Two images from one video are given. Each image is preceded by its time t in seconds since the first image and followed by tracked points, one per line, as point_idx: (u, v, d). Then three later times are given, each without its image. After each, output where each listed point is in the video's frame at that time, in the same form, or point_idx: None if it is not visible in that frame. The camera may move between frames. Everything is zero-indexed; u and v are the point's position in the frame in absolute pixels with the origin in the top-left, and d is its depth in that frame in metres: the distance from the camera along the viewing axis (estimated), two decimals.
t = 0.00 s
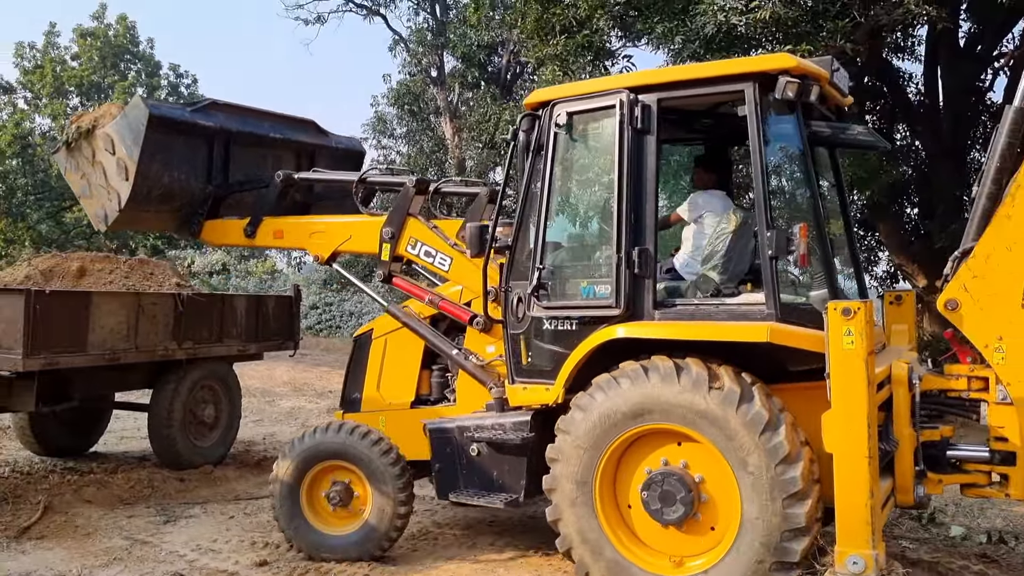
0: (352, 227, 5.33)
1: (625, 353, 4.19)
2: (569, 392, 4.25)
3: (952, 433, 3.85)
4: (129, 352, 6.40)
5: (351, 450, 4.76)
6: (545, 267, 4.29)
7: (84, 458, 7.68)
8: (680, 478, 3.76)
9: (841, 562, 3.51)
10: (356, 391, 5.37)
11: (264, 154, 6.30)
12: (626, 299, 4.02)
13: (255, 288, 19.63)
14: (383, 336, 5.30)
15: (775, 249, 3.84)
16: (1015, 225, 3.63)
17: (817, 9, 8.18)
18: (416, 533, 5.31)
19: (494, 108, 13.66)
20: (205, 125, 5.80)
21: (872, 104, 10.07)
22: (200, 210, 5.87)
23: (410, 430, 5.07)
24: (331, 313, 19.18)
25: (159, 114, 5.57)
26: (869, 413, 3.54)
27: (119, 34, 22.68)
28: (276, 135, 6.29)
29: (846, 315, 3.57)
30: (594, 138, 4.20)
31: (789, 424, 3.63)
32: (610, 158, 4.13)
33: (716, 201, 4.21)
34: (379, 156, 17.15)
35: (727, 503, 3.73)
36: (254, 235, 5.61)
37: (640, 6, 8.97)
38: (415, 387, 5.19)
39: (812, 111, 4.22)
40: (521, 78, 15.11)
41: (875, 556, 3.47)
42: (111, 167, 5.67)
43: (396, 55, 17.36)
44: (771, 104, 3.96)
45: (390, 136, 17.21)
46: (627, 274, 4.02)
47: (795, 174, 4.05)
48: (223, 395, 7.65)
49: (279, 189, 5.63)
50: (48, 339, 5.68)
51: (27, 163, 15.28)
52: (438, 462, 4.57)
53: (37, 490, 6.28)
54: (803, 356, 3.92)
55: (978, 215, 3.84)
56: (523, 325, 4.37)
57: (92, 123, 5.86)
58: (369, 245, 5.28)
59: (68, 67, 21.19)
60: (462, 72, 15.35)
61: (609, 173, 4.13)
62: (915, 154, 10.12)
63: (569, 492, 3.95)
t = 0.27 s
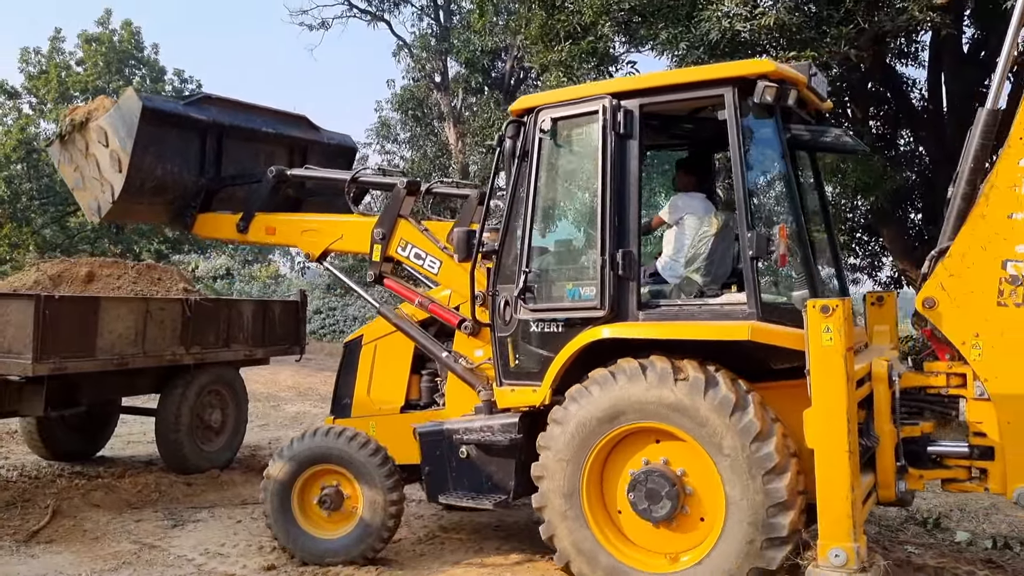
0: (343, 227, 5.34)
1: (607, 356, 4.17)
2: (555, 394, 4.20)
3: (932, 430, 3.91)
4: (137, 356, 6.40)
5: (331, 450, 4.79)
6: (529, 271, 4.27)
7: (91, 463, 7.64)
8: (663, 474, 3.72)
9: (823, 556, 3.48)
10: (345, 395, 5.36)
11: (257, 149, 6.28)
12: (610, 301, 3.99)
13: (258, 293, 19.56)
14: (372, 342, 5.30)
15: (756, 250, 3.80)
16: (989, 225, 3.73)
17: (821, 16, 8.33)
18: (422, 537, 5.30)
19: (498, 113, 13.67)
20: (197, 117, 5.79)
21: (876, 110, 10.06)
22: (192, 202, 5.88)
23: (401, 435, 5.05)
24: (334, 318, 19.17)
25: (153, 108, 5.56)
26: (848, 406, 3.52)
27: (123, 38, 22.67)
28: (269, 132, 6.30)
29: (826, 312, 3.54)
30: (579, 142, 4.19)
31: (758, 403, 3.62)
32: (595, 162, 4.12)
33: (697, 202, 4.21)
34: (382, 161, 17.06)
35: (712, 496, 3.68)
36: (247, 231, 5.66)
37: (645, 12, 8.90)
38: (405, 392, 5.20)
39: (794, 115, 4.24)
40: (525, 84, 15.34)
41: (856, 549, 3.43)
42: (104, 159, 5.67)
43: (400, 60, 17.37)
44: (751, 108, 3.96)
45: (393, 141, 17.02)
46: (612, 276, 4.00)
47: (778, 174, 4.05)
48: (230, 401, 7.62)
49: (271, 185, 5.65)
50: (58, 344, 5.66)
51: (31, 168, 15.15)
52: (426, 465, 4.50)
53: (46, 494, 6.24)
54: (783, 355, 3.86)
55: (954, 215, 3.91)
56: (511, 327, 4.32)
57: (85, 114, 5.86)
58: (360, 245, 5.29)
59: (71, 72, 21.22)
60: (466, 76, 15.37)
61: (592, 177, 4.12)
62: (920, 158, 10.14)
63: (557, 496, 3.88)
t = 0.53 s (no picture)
0: (332, 224, 5.47)
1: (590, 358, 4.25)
2: (541, 392, 4.28)
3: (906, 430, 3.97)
4: (140, 360, 6.49)
5: (296, 454, 4.92)
6: (517, 272, 4.36)
7: (92, 467, 7.74)
8: (644, 468, 3.74)
9: (804, 548, 3.42)
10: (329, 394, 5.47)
11: (241, 142, 6.42)
12: (597, 301, 4.06)
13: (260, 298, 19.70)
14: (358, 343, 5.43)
15: (738, 252, 3.86)
16: (961, 231, 3.80)
17: (822, 22, 8.62)
18: (424, 543, 5.38)
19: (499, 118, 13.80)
20: (182, 107, 5.92)
21: (876, 116, 10.18)
22: (178, 192, 6.00)
23: (386, 436, 5.15)
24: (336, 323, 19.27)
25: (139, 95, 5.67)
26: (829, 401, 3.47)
27: (126, 43, 22.79)
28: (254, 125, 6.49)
29: (806, 309, 3.50)
30: (567, 146, 4.28)
31: (724, 384, 3.68)
32: (582, 166, 4.21)
33: (680, 209, 4.35)
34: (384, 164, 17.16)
35: (696, 483, 3.69)
36: (234, 224, 5.77)
37: (646, 17, 9.11)
38: (389, 394, 5.30)
39: (776, 125, 4.34)
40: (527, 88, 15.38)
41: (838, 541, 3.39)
42: (90, 147, 5.75)
43: (401, 64, 17.49)
44: (732, 115, 4.05)
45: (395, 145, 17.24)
46: (598, 276, 4.07)
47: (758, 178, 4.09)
48: (232, 405, 7.76)
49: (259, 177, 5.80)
50: (62, 347, 5.76)
51: (34, 171, 15.33)
52: (410, 465, 4.60)
53: (49, 497, 6.32)
54: (766, 354, 3.85)
55: (928, 222, 4.00)
56: (497, 328, 4.41)
57: (71, 105, 5.96)
58: (348, 245, 5.42)
59: (75, 76, 21.44)
60: (468, 81, 15.40)
61: (581, 179, 4.22)
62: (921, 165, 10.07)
63: (541, 498, 3.91)
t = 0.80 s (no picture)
0: (316, 225, 5.57)
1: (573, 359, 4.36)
2: (525, 391, 4.38)
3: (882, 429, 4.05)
4: (140, 361, 6.57)
5: (263, 460, 5.03)
6: (503, 273, 4.45)
7: (93, 468, 7.83)
8: (624, 465, 3.81)
9: (784, 543, 3.43)
10: (313, 400, 5.59)
11: (212, 141, 6.54)
12: (582, 301, 4.15)
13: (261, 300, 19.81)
14: (341, 345, 5.54)
15: (721, 254, 3.95)
16: (936, 236, 3.91)
17: (822, 26, 8.80)
18: (425, 545, 5.47)
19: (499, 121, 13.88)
20: (149, 105, 6.05)
21: (876, 120, 10.29)
22: (157, 191, 6.09)
23: (367, 435, 5.27)
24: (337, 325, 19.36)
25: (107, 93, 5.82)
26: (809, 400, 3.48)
27: (126, 45, 22.76)
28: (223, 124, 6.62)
29: (787, 310, 3.51)
30: (553, 150, 4.37)
31: (689, 371, 3.78)
32: (567, 170, 4.31)
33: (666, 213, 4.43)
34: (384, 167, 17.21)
35: (677, 472, 3.76)
36: (218, 224, 5.90)
37: (647, 21, 9.19)
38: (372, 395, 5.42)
39: (756, 131, 4.45)
40: (527, 91, 15.25)
41: (817, 536, 3.40)
42: (65, 151, 5.87)
43: (401, 67, 17.56)
44: (715, 121, 4.13)
45: (395, 148, 17.32)
46: (583, 277, 4.16)
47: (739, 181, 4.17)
48: (232, 406, 7.84)
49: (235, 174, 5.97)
50: (64, 349, 5.85)
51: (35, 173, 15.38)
52: (394, 465, 4.69)
53: (50, 499, 6.40)
54: (747, 355, 3.91)
55: (904, 227, 4.09)
56: (482, 328, 4.50)
57: (40, 117, 6.08)
58: (333, 244, 5.51)
59: (74, 78, 21.58)
60: (468, 84, 15.40)
61: (566, 182, 4.32)
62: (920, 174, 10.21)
63: (525, 497, 3.97)
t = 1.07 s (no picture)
0: (299, 231, 5.72)
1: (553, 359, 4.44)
2: (505, 391, 4.46)
3: (856, 426, 4.12)
4: (146, 364, 6.66)
5: (237, 470, 5.14)
6: (483, 276, 4.54)
7: (98, 470, 7.88)
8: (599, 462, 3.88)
9: (759, 536, 3.48)
10: (298, 403, 5.70)
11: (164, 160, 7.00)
12: (560, 302, 4.24)
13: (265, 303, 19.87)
14: (325, 349, 5.69)
15: (695, 254, 4.05)
16: (905, 234, 4.02)
17: (825, 30, 8.95)
18: (428, 547, 5.50)
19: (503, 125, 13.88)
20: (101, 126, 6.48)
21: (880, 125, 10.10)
22: (133, 200, 6.35)
23: (349, 437, 5.38)
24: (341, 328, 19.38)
25: (60, 116, 6.22)
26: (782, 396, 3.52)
27: (128, 48, 22.44)
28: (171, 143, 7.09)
29: (760, 307, 3.55)
30: (531, 154, 4.47)
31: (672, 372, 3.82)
32: (545, 174, 4.40)
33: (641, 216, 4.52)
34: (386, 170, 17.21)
35: (650, 459, 3.82)
36: (200, 232, 6.03)
37: (651, 25, 9.14)
38: (356, 398, 5.56)
39: (730, 136, 4.55)
40: (529, 94, 15.05)
41: (791, 529, 3.44)
42: (33, 180, 6.09)
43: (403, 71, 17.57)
44: (686, 125, 4.22)
45: (398, 151, 17.31)
46: (560, 278, 4.25)
47: (714, 184, 4.26)
48: (236, 408, 7.83)
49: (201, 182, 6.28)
50: (69, 352, 5.97)
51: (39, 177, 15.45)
52: (378, 466, 4.78)
53: (55, 500, 6.46)
54: (718, 352, 4.01)
55: (873, 225, 4.21)
56: (463, 330, 4.59)
57: None
58: (314, 250, 5.66)
59: (78, 82, 21.75)
60: (471, 88, 15.39)
61: (543, 185, 4.41)
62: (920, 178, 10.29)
63: (507, 500, 4.00)
